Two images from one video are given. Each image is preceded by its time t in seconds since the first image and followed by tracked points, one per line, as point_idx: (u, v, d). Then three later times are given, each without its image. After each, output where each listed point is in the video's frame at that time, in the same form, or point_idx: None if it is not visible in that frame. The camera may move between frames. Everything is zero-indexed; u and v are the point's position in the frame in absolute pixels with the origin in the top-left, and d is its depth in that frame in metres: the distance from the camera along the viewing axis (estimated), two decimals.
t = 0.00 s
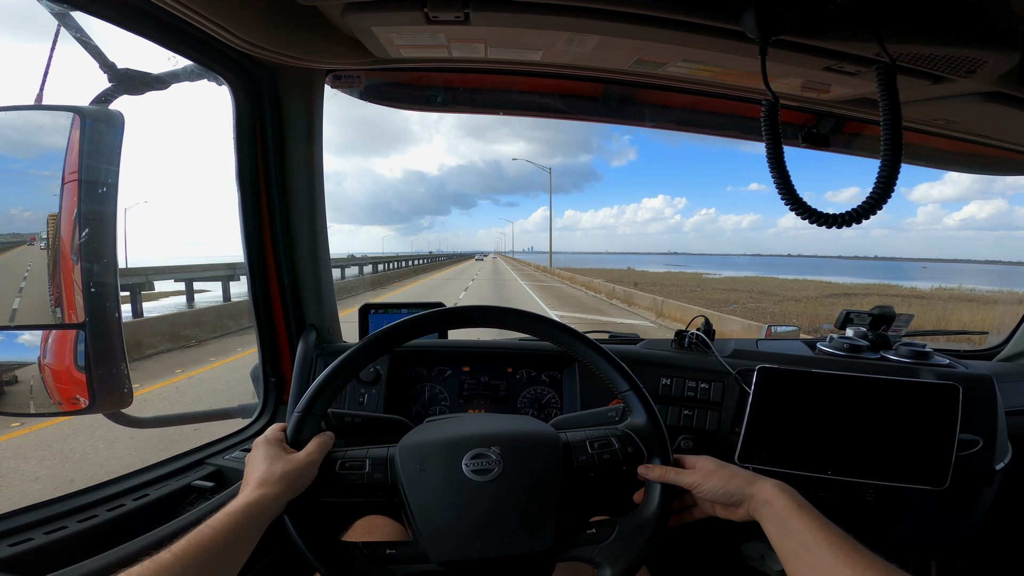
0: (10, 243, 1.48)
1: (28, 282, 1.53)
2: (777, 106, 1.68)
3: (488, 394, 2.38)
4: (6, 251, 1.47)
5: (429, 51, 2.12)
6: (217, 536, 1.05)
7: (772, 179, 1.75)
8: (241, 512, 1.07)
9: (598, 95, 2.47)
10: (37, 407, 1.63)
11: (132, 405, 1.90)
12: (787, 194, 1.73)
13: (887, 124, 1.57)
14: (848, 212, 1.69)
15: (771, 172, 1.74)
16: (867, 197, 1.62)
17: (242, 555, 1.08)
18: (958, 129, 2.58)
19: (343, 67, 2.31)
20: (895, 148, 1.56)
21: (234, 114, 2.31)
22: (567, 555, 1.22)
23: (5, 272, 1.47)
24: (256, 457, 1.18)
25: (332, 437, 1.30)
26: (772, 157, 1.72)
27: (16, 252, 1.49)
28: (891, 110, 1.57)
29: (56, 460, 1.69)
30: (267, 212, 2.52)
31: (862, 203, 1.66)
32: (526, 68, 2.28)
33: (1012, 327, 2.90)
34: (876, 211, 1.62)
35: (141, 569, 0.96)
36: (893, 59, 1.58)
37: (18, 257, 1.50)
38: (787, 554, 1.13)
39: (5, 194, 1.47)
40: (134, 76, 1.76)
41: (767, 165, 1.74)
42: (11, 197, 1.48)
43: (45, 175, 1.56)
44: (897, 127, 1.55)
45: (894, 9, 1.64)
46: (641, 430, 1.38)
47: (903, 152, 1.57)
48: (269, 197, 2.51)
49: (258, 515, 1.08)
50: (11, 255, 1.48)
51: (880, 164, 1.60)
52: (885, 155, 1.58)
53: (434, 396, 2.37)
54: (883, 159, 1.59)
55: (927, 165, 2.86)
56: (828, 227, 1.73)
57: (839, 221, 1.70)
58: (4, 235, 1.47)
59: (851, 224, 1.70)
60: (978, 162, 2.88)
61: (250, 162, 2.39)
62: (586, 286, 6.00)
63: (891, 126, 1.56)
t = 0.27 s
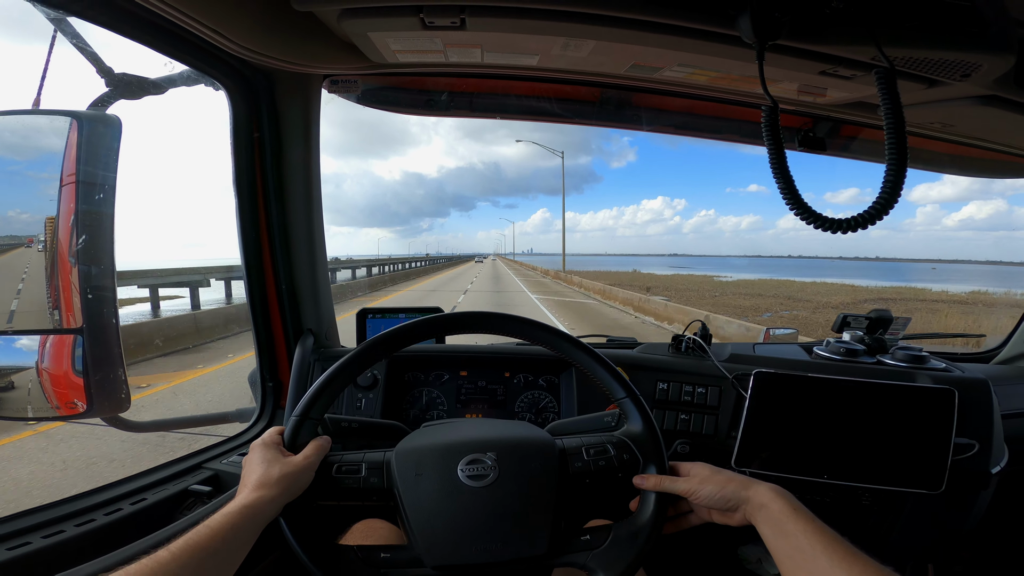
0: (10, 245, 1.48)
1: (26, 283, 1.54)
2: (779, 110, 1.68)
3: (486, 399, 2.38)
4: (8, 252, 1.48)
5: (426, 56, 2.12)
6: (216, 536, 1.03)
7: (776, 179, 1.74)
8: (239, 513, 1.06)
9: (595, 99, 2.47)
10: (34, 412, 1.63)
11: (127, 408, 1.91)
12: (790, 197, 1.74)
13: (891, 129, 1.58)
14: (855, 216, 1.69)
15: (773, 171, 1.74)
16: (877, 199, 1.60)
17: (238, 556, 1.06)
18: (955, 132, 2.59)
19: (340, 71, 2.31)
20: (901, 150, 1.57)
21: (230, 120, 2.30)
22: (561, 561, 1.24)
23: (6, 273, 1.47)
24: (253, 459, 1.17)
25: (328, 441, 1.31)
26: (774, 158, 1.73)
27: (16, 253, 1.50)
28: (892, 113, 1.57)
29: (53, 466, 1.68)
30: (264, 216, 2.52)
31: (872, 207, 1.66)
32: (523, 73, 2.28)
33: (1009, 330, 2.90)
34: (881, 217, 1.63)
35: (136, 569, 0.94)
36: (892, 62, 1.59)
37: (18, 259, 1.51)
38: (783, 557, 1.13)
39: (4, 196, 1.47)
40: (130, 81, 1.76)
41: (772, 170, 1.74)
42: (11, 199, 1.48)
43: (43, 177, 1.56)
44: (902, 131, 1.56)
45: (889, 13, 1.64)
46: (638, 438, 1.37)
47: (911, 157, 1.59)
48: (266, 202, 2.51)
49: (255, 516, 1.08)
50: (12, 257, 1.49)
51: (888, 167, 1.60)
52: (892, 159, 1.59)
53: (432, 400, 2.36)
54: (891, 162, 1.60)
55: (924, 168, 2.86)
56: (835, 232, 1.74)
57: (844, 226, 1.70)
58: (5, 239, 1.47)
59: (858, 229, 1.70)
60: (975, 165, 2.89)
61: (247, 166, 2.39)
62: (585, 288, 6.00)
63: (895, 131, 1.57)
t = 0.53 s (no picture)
0: (13, 244, 1.50)
1: (29, 283, 1.54)
2: (774, 107, 1.67)
3: (488, 395, 2.38)
4: (9, 252, 1.48)
5: (427, 53, 2.13)
6: (222, 519, 1.03)
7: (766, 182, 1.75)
8: (244, 497, 1.07)
9: (597, 96, 2.48)
10: (37, 407, 1.64)
11: (132, 406, 1.92)
12: (776, 192, 1.73)
13: (874, 123, 1.56)
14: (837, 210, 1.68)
15: (764, 175, 1.74)
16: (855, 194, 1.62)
17: (242, 540, 1.06)
18: (958, 128, 2.58)
19: (342, 69, 2.32)
20: (882, 149, 1.56)
21: (234, 119, 2.31)
22: (560, 558, 1.22)
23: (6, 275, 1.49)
24: (259, 445, 1.18)
25: (333, 430, 1.32)
26: (767, 157, 1.72)
27: (18, 253, 1.51)
28: (879, 111, 1.56)
29: (56, 461, 1.69)
30: (267, 215, 2.53)
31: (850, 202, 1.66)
32: (525, 69, 2.29)
33: (1013, 327, 2.89)
34: (864, 209, 1.62)
35: (143, 549, 0.94)
36: (883, 58, 1.58)
37: (21, 258, 1.52)
38: (788, 554, 1.12)
39: (5, 196, 1.47)
40: (133, 78, 1.77)
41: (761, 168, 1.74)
42: (12, 198, 1.49)
43: (45, 177, 1.57)
44: (884, 126, 1.54)
45: (890, 8, 1.64)
46: (643, 438, 1.36)
47: (888, 151, 1.57)
48: (269, 200, 2.52)
49: (259, 501, 1.08)
50: (13, 257, 1.50)
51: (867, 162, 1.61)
52: (871, 152, 1.58)
53: (434, 397, 2.36)
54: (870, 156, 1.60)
55: (926, 165, 2.86)
56: (818, 226, 1.73)
57: (828, 220, 1.70)
58: (5, 238, 1.48)
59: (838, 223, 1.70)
60: (978, 161, 2.88)
61: (251, 165, 2.40)
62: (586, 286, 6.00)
63: (878, 126, 1.56)
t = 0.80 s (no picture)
0: (9, 244, 1.47)
1: (26, 283, 1.53)
2: (783, 110, 1.66)
3: (489, 398, 2.37)
4: (6, 252, 1.46)
5: (430, 54, 2.12)
6: (221, 518, 1.02)
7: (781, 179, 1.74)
8: (244, 496, 1.06)
9: (599, 97, 2.47)
10: (35, 409, 1.63)
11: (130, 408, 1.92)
12: (795, 191, 1.73)
13: (898, 125, 1.56)
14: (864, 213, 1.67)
15: (779, 173, 1.73)
16: (887, 194, 1.60)
17: (241, 539, 1.05)
18: (961, 131, 2.58)
19: (343, 69, 2.31)
20: (910, 146, 1.54)
21: (235, 120, 2.30)
22: (558, 567, 1.20)
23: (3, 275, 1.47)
24: (260, 444, 1.17)
25: (336, 430, 1.30)
26: (780, 158, 1.72)
27: (15, 252, 1.49)
28: (902, 114, 1.56)
29: (55, 464, 1.68)
30: (268, 215, 2.52)
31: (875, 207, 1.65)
32: (526, 71, 2.28)
33: (1014, 330, 2.89)
34: (893, 212, 1.61)
35: (143, 549, 0.93)
36: (899, 61, 1.58)
37: (16, 258, 1.49)
38: (788, 556, 1.11)
39: (4, 196, 1.46)
40: (134, 78, 1.76)
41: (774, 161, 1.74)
42: (10, 198, 1.47)
43: (43, 176, 1.55)
44: (908, 127, 1.54)
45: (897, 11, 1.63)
46: (646, 447, 1.36)
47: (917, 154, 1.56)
48: (269, 201, 2.51)
49: (259, 500, 1.07)
50: (9, 256, 1.47)
51: (895, 166, 1.60)
52: (899, 156, 1.57)
53: (435, 399, 2.36)
54: (898, 160, 1.59)
55: (929, 168, 2.85)
56: (845, 229, 1.72)
57: (856, 224, 1.69)
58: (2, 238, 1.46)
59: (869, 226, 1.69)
60: (980, 164, 2.88)
61: (252, 166, 2.39)
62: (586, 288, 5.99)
63: (902, 127, 1.55)
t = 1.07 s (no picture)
0: (9, 241, 1.47)
1: (28, 280, 1.54)
2: (781, 113, 1.66)
3: (491, 397, 2.39)
4: (7, 249, 1.47)
5: (437, 54, 2.13)
6: (229, 504, 1.03)
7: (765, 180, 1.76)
8: (251, 483, 1.07)
9: (603, 99, 2.48)
10: (40, 406, 1.64)
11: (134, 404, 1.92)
12: (778, 197, 1.75)
13: (880, 129, 1.58)
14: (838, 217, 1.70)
15: (766, 179, 1.74)
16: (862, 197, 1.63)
17: (247, 525, 1.06)
18: (962, 135, 2.60)
19: (350, 68, 2.31)
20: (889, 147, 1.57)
21: (242, 117, 2.31)
22: (554, 568, 1.21)
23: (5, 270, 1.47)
24: (269, 431, 1.19)
25: (344, 421, 1.31)
26: (769, 163, 1.73)
27: (17, 249, 1.49)
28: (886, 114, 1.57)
29: (59, 460, 1.68)
30: (273, 213, 2.52)
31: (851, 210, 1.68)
32: (532, 71, 2.29)
33: (1013, 333, 2.92)
34: (866, 215, 1.64)
35: (154, 532, 0.95)
36: (892, 64, 1.59)
37: (18, 255, 1.50)
38: (790, 560, 1.12)
39: (7, 194, 1.47)
40: (144, 75, 1.76)
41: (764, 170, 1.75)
42: (12, 196, 1.48)
43: (46, 174, 1.56)
44: (890, 132, 1.56)
45: (903, 16, 1.65)
46: (652, 453, 1.36)
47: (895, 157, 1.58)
48: (275, 198, 2.51)
49: (266, 487, 1.08)
50: (12, 253, 1.48)
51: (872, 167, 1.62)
52: (877, 158, 1.60)
53: (437, 398, 2.37)
54: (876, 162, 1.61)
55: (931, 171, 2.87)
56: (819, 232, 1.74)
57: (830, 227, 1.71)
58: (4, 235, 1.46)
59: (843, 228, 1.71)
60: (981, 168, 2.91)
61: (258, 164, 2.40)
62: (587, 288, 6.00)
63: (884, 131, 1.57)
